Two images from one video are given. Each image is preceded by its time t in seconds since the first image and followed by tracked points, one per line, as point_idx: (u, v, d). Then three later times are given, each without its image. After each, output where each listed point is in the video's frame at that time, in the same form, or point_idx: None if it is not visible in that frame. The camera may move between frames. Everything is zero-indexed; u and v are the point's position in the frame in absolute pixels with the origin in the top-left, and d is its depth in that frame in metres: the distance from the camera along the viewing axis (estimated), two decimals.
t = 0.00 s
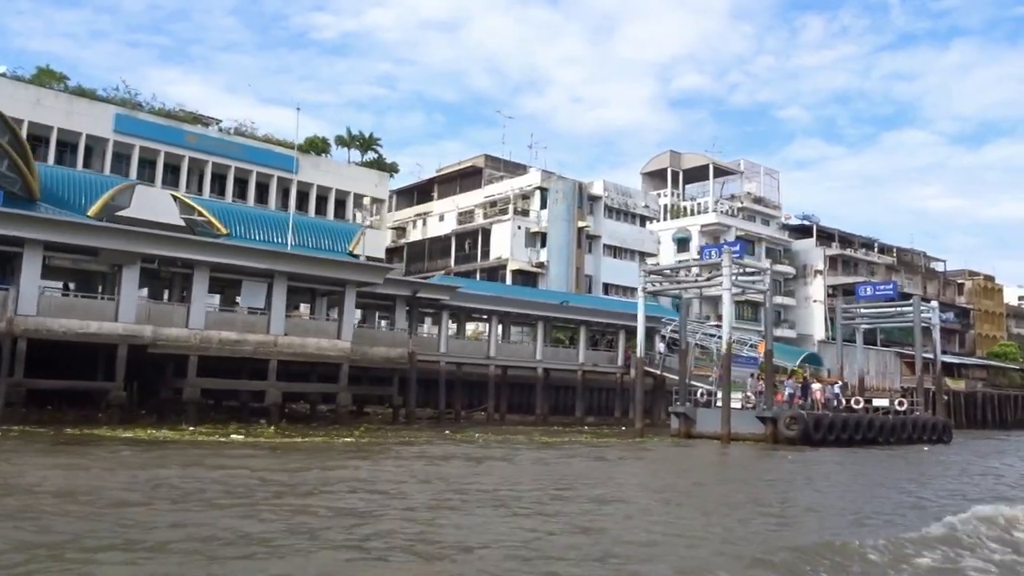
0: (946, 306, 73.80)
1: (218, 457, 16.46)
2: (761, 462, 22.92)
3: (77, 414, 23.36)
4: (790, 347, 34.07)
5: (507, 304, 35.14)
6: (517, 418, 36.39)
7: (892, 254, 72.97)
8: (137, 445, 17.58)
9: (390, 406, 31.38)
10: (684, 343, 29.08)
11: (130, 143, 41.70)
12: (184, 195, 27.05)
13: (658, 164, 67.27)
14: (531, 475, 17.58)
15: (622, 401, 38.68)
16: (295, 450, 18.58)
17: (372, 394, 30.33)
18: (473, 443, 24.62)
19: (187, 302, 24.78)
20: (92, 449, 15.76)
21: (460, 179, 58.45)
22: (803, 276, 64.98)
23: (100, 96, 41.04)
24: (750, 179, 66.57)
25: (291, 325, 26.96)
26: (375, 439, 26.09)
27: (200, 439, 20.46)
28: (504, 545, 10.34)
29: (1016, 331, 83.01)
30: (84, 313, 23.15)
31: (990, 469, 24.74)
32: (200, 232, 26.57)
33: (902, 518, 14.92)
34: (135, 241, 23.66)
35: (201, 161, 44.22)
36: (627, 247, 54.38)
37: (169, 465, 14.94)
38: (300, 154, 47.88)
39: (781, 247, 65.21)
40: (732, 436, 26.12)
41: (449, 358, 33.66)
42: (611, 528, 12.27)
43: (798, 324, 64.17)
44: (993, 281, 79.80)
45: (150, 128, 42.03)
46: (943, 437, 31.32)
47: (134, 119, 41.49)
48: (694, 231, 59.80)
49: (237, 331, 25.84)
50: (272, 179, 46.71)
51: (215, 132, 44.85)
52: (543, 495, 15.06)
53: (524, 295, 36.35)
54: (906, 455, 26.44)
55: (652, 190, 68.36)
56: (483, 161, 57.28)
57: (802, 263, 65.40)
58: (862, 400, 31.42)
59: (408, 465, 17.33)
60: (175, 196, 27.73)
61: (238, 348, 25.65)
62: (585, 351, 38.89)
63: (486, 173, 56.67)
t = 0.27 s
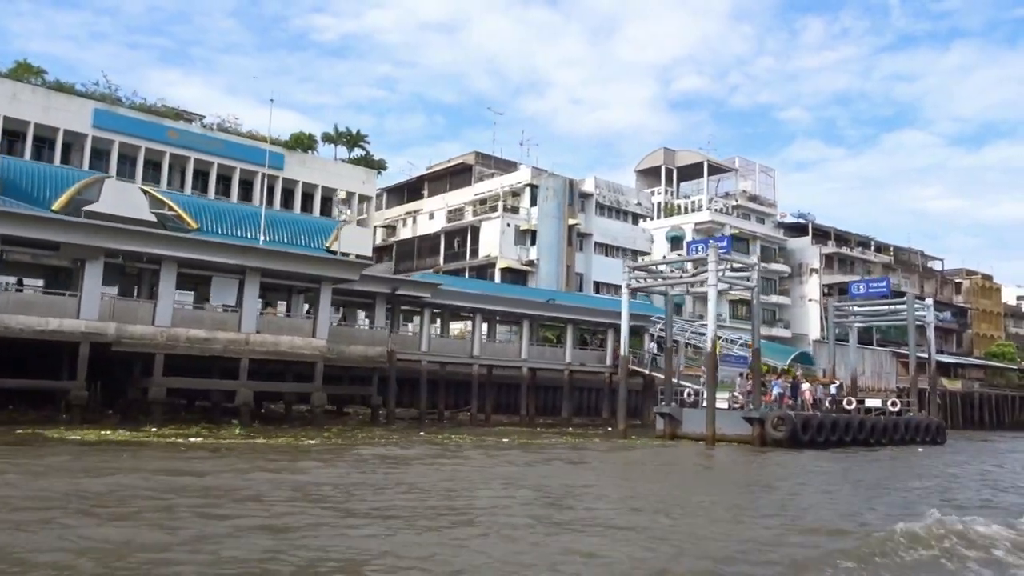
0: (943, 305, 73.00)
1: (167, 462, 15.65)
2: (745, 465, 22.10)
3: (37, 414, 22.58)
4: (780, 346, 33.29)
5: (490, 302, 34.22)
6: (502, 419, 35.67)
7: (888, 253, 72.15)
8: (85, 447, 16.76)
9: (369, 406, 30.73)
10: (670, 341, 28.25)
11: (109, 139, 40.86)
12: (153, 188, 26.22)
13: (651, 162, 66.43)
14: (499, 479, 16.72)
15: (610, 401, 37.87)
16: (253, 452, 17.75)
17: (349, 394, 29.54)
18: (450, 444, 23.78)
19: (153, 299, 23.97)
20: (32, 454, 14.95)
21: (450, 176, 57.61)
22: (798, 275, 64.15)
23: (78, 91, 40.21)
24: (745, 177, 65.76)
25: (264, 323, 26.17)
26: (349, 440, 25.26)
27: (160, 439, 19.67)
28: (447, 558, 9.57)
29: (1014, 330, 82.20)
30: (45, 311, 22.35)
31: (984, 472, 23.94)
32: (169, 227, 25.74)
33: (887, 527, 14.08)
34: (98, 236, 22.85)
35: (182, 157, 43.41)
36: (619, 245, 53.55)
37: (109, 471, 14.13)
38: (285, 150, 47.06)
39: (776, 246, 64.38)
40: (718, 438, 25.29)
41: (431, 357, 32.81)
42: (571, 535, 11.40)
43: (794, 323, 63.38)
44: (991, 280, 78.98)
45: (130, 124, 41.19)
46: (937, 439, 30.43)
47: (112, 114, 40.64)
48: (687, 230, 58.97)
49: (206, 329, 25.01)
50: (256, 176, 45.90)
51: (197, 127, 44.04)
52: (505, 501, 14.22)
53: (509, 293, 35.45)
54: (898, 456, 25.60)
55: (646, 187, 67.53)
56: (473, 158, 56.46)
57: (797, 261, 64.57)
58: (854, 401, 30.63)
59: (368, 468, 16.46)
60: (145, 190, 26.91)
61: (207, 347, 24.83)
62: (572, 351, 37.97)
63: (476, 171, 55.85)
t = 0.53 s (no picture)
0: (941, 305, 72.15)
1: (115, 467, 14.84)
2: (732, 469, 21.27)
3: None
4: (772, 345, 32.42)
5: (474, 301, 33.35)
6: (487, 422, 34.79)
7: (886, 252, 71.33)
8: (33, 452, 15.95)
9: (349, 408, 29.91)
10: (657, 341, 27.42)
11: (88, 136, 40.07)
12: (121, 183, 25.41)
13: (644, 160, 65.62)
14: (467, 483, 15.93)
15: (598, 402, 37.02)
16: (212, 455, 16.94)
17: (327, 396, 28.71)
18: (427, 446, 22.96)
19: (119, 298, 23.14)
20: None
21: (440, 175, 56.79)
22: (794, 274, 63.33)
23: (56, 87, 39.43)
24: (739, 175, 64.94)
25: (236, 323, 25.28)
26: (324, 443, 24.40)
27: (119, 442, 18.84)
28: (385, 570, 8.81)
29: (1013, 330, 81.34)
30: (5, 310, 21.49)
31: (980, 475, 23.12)
32: (138, 223, 24.91)
33: (873, 533, 13.30)
34: (60, 231, 22.03)
35: (164, 154, 42.61)
36: (610, 244, 52.73)
37: (49, 479, 13.34)
38: (270, 148, 46.25)
39: (771, 245, 63.55)
40: (705, 440, 24.47)
41: (413, 357, 31.91)
42: (533, 543, 10.62)
43: (790, 323, 62.56)
44: (990, 280, 78.14)
45: (109, 120, 40.41)
46: (933, 441, 29.55)
47: (91, 110, 39.87)
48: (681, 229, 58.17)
49: (175, 329, 24.12)
50: (239, 173, 45.08)
51: (178, 124, 43.24)
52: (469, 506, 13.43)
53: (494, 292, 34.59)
54: (891, 459, 24.78)
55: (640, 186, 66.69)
56: (463, 156, 55.64)
57: (793, 261, 63.75)
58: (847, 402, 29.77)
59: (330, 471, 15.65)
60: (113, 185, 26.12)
61: (176, 347, 23.94)
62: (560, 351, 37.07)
63: (465, 168, 55.04)
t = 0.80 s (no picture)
0: (940, 303, 71.33)
1: (58, 467, 14.03)
2: (716, 470, 20.46)
3: None
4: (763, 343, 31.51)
5: (457, 298, 32.49)
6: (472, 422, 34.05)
7: (883, 250, 70.49)
8: None
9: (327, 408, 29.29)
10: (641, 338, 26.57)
11: (67, 130, 39.26)
12: (88, 177, 24.62)
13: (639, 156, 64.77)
14: (432, 482, 15.14)
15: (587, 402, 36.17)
16: (166, 454, 16.11)
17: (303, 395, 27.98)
18: (402, 445, 22.18)
19: (81, 294, 22.38)
20: None
21: (430, 171, 55.94)
22: (790, 272, 62.50)
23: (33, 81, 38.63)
24: (735, 172, 64.10)
25: (205, 320, 24.48)
26: (298, 442, 23.62)
27: (75, 442, 18.01)
28: None
29: (1013, 329, 80.49)
30: None
31: (976, 475, 22.31)
32: (105, 217, 24.10)
33: (860, 535, 12.50)
34: (19, 224, 21.25)
35: (146, 149, 41.78)
36: (603, 241, 51.90)
37: None
38: (255, 143, 45.42)
39: (767, 242, 62.72)
40: (691, 441, 23.71)
41: (394, 355, 31.00)
42: (487, 543, 9.84)
43: (786, 322, 61.73)
44: (989, 278, 77.32)
45: (88, 115, 39.60)
46: (928, 441, 28.71)
47: (70, 105, 39.08)
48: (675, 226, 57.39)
49: (141, 326, 23.32)
50: (224, 169, 44.26)
51: (160, 119, 42.44)
52: (428, 504, 12.63)
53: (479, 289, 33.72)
54: (883, 459, 23.98)
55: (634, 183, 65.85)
56: (453, 152, 54.81)
57: (789, 258, 62.93)
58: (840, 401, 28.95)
59: (286, 471, 14.85)
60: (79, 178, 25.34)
61: (142, 345, 23.16)
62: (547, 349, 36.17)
63: (456, 165, 54.22)
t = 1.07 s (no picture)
0: (941, 303, 70.41)
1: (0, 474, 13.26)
2: (704, 474, 19.65)
3: None
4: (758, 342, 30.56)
5: (443, 298, 31.83)
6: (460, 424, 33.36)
7: (883, 250, 69.61)
8: None
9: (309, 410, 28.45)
10: (629, 338, 25.79)
11: (48, 128, 38.57)
12: (58, 173, 23.96)
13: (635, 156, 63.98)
14: (399, 488, 14.35)
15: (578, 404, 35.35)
16: (120, 460, 15.32)
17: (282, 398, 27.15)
18: (379, 448, 21.32)
19: (46, 295, 21.63)
20: None
21: (422, 170, 55.21)
22: (789, 272, 61.63)
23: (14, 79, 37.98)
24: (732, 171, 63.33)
25: (177, 320, 23.67)
26: (272, 446, 22.78)
27: (31, 446, 17.23)
28: None
29: (1015, 330, 79.53)
30: None
31: (976, 478, 21.47)
32: (74, 214, 23.39)
33: (849, 543, 11.70)
34: None
35: (130, 148, 41.08)
36: (597, 240, 51.10)
37: None
38: (242, 142, 44.73)
39: (765, 242, 61.87)
40: (680, 444, 22.87)
41: (378, 357, 30.18)
42: (439, 557, 9.06)
43: (784, 323, 60.76)
44: (991, 278, 76.40)
45: (71, 113, 38.95)
46: (927, 443, 27.81)
47: (51, 103, 38.42)
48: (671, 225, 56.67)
49: (110, 326, 22.53)
50: (210, 168, 43.56)
51: (145, 117, 41.76)
52: (388, 513, 11.85)
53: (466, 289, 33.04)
54: (880, 462, 23.08)
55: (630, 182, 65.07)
56: (445, 151, 54.05)
57: (787, 258, 62.05)
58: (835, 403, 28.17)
59: (245, 477, 14.07)
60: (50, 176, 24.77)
61: (111, 346, 22.37)
62: (536, 350, 35.36)
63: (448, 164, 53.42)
